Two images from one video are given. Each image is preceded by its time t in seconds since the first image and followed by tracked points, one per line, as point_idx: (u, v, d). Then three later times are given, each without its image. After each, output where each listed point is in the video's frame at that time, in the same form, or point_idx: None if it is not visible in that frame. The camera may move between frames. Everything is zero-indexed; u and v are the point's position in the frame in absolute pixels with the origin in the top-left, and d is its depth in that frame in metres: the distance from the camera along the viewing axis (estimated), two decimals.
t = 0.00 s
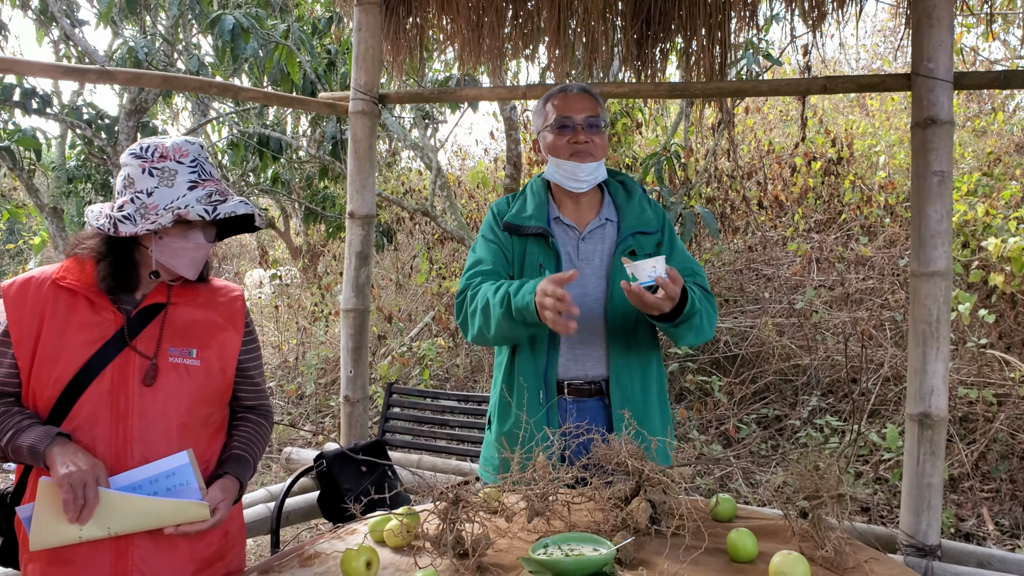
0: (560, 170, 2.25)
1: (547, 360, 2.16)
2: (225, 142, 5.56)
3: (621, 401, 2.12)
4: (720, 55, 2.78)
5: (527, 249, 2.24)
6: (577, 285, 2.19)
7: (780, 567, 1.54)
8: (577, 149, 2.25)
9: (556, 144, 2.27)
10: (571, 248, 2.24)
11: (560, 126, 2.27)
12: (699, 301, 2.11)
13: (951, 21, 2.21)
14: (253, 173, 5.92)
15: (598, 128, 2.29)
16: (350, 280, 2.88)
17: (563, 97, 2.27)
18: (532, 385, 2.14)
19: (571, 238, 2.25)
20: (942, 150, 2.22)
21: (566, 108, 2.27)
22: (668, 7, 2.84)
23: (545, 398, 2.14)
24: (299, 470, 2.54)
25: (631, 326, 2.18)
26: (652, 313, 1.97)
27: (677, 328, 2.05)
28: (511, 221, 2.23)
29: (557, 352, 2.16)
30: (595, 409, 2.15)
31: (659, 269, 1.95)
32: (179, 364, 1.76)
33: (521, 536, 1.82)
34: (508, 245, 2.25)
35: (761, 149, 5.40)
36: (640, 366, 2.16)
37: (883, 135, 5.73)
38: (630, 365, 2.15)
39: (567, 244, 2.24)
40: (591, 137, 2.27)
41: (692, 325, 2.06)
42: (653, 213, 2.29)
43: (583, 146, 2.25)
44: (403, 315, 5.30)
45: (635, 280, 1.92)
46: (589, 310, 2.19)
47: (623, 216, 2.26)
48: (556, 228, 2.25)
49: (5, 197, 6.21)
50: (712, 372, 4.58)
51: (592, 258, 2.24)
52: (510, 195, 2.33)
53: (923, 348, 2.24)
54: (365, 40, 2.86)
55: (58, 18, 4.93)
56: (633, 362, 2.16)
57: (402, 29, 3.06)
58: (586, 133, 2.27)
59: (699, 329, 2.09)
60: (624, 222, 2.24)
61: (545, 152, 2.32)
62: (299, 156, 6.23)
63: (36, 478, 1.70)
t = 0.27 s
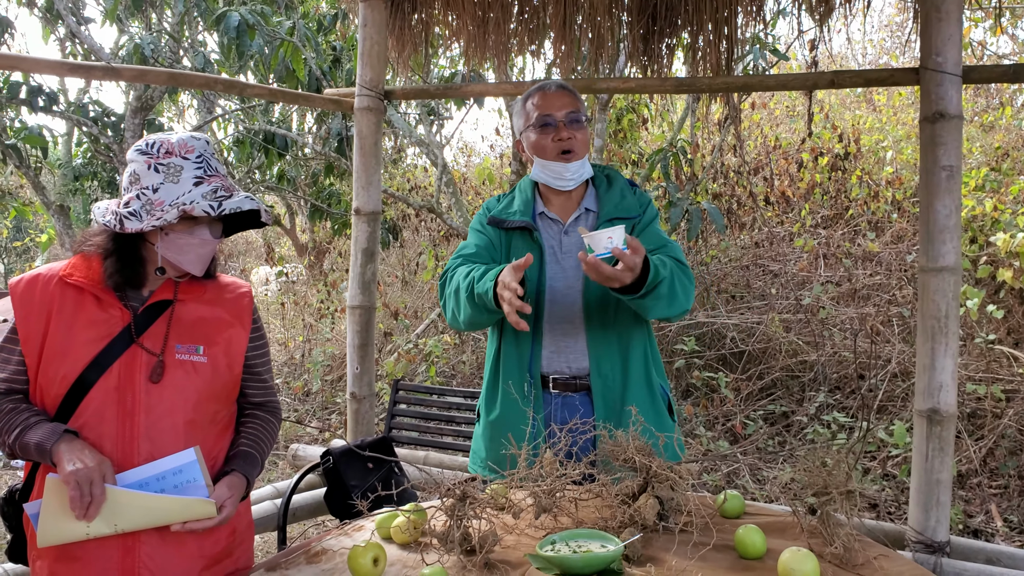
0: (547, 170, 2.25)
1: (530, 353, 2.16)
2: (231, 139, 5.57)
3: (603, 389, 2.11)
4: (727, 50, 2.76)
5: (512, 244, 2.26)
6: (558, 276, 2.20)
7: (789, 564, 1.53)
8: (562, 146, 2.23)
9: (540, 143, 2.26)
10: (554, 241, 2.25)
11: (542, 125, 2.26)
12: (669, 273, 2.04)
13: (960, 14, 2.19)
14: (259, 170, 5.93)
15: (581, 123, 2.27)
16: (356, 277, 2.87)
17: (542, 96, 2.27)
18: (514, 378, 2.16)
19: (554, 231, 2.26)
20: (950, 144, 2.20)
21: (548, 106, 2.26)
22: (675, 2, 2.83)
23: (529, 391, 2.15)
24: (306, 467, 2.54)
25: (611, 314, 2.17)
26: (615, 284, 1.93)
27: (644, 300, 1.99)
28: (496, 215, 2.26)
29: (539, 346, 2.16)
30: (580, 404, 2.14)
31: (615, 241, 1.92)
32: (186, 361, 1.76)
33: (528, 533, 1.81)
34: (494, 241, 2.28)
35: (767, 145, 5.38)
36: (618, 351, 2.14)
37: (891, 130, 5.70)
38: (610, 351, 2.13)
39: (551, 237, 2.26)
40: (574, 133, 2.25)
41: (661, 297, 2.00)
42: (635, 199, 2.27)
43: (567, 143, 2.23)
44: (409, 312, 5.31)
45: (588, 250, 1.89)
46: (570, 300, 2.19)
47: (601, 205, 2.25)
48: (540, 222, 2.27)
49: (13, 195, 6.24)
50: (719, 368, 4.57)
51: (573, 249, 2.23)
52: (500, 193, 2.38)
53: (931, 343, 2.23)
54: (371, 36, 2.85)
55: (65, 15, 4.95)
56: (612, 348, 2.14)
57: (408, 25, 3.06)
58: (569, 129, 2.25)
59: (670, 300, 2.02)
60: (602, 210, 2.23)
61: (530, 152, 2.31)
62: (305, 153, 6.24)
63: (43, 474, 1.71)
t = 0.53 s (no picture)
0: (527, 171, 2.21)
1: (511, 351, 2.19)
2: (238, 138, 5.58)
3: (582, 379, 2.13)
4: (735, 48, 2.75)
5: (495, 244, 2.27)
6: (538, 271, 2.22)
7: (800, 563, 1.53)
8: (541, 148, 2.18)
9: (520, 146, 2.20)
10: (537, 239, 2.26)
11: (521, 128, 2.19)
12: (626, 245, 2.00)
13: (970, 11, 2.18)
14: (266, 169, 5.94)
15: (561, 124, 2.20)
16: (364, 275, 2.87)
17: (520, 99, 2.21)
18: (495, 376, 2.19)
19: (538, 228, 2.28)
20: (961, 142, 2.19)
21: (526, 108, 2.20)
22: None
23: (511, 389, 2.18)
24: (315, 466, 2.55)
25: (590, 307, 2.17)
26: (557, 247, 1.91)
27: (596, 271, 1.94)
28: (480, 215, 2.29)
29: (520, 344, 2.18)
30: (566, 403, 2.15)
31: (555, 201, 1.92)
32: (196, 359, 1.76)
33: (538, 532, 1.81)
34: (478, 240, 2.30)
35: (775, 143, 5.37)
36: (595, 329, 2.16)
37: (899, 128, 5.68)
38: (586, 337, 2.14)
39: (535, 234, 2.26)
40: (553, 134, 2.18)
41: (614, 267, 1.95)
42: (613, 189, 2.27)
43: (546, 144, 2.18)
44: (416, 311, 5.31)
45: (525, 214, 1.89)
46: (547, 292, 2.21)
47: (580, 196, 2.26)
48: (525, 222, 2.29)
49: (21, 195, 6.26)
50: (727, 366, 4.56)
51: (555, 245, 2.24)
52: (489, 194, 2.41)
53: (942, 342, 2.22)
54: (378, 35, 2.85)
55: (73, 15, 4.96)
56: (587, 332, 2.15)
57: (415, 23, 3.06)
58: (547, 130, 2.18)
59: (625, 271, 1.98)
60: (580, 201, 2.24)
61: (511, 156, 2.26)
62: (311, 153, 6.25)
63: (55, 473, 1.71)
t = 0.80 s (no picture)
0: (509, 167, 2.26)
1: (493, 351, 2.22)
2: (242, 138, 5.60)
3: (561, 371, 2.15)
4: (740, 46, 2.75)
5: (478, 245, 2.30)
6: (519, 268, 2.25)
7: (808, 562, 1.52)
8: (521, 144, 2.24)
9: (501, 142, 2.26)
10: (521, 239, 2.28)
11: (502, 123, 2.24)
12: (584, 213, 1.95)
13: (977, 9, 2.17)
14: (270, 169, 5.95)
15: (543, 119, 2.25)
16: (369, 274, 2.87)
17: (502, 96, 2.26)
18: (478, 377, 2.22)
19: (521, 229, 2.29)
20: (967, 139, 2.19)
21: (508, 104, 2.25)
22: None
23: (493, 388, 2.21)
24: (320, 464, 2.54)
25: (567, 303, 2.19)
26: (499, 198, 1.86)
27: (547, 231, 1.88)
28: (466, 217, 2.33)
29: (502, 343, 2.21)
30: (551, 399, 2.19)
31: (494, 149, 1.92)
32: (203, 359, 1.76)
33: (544, 531, 1.81)
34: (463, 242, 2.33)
35: (779, 142, 5.37)
36: (570, 305, 2.17)
37: (903, 127, 5.67)
38: (561, 327, 2.16)
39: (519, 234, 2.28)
40: (534, 130, 2.24)
41: (565, 227, 1.89)
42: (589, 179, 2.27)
43: (527, 140, 2.24)
44: (421, 310, 5.31)
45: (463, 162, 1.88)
46: (528, 289, 2.24)
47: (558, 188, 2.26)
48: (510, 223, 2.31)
49: (26, 194, 6.28)
50: (731, 365, 4.55)
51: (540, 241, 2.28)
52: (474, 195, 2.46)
53: (948, 340, 2.22)
54: (383, 34, 2.86)
55: (77, 15, 4.97)
56: (562, 320, 2.16)
57: (420, 23, 3.06)
58: (528, 125, 2.23)
59: (580, 237, 1.92)
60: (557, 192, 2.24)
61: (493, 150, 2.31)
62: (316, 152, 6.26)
63: (63, 471, 1.72)
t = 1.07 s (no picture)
0: (503, 167, 2.29)
1: (485, 352, 2.27)
2: (249, 138, 5.61)
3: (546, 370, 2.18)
4: (747, 45, 2.75)
5: (473, 247, 2.35)
6: (510, 269, 2.28)
7: (816, 561, 1.53)
8: (513, 143, 2.26)
9: (493, 141, 2.28)
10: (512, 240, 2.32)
11: (493, 123, 2.27)
12: (534, 211, 1.92)
13: (984, 7, 2.17)
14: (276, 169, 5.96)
15: (534, 119, 2.26)
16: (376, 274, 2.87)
17: (495, 96, 2.29)
18: (472, 377, 2.28)
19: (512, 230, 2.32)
20: (975, 138, 2.18)
21: (499, 104, 2.27)
22: None
23: (486, 387, 2.27)
24: (327, 464, 2.55)
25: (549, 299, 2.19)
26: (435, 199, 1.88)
27: (485, 231, 1.88)
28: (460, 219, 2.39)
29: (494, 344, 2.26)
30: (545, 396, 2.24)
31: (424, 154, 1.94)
32: (211, 358, 1.77)
33: (551, 529, 1.81)
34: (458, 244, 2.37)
35: (785, 141, 5.36)
36: (549, 307, 2.18)
37: (910, 125, 5.67)
38: (543, 326, 2.18)
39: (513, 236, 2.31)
40: (525, 129, 2.26)
41: (505, 227, 1.88)
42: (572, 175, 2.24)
43: (518, 139, 2.26)
44: (427, 310, 5.31)
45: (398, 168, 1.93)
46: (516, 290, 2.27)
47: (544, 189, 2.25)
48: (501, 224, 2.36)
49: (33, 195, 6.31)
50: (737, 365, 4.55)
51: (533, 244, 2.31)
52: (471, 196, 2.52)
53: (955, 339, 2.21)
54: (390, 34, 2.86)
55: (85, 16, 4.99)
56: (543, 319, 2.18)
57: (425, 23, 3.07)
58: (519, 124, 2.25)
59: (527, 236, 1.90)
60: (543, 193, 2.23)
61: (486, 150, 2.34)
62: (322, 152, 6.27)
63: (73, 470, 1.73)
